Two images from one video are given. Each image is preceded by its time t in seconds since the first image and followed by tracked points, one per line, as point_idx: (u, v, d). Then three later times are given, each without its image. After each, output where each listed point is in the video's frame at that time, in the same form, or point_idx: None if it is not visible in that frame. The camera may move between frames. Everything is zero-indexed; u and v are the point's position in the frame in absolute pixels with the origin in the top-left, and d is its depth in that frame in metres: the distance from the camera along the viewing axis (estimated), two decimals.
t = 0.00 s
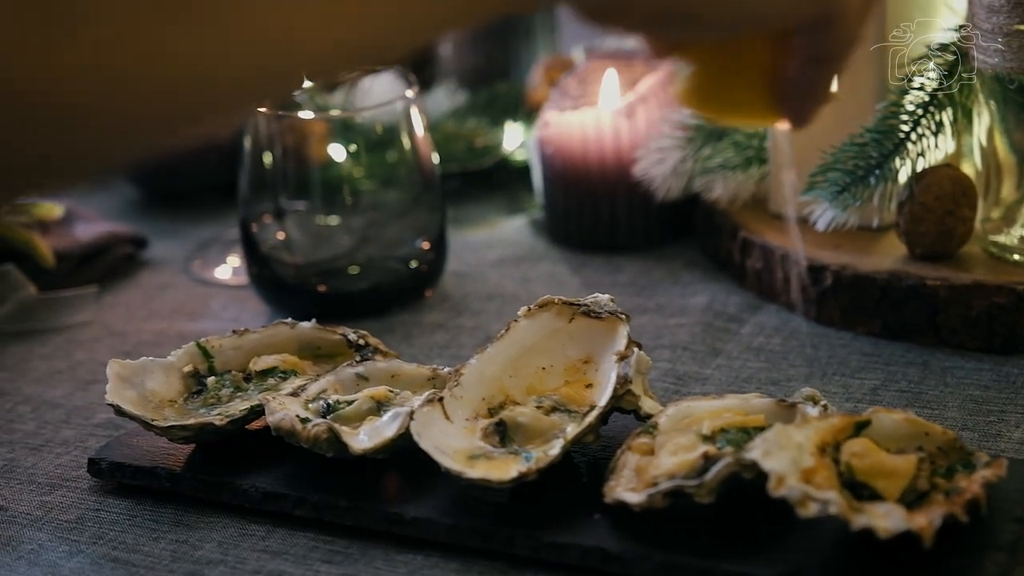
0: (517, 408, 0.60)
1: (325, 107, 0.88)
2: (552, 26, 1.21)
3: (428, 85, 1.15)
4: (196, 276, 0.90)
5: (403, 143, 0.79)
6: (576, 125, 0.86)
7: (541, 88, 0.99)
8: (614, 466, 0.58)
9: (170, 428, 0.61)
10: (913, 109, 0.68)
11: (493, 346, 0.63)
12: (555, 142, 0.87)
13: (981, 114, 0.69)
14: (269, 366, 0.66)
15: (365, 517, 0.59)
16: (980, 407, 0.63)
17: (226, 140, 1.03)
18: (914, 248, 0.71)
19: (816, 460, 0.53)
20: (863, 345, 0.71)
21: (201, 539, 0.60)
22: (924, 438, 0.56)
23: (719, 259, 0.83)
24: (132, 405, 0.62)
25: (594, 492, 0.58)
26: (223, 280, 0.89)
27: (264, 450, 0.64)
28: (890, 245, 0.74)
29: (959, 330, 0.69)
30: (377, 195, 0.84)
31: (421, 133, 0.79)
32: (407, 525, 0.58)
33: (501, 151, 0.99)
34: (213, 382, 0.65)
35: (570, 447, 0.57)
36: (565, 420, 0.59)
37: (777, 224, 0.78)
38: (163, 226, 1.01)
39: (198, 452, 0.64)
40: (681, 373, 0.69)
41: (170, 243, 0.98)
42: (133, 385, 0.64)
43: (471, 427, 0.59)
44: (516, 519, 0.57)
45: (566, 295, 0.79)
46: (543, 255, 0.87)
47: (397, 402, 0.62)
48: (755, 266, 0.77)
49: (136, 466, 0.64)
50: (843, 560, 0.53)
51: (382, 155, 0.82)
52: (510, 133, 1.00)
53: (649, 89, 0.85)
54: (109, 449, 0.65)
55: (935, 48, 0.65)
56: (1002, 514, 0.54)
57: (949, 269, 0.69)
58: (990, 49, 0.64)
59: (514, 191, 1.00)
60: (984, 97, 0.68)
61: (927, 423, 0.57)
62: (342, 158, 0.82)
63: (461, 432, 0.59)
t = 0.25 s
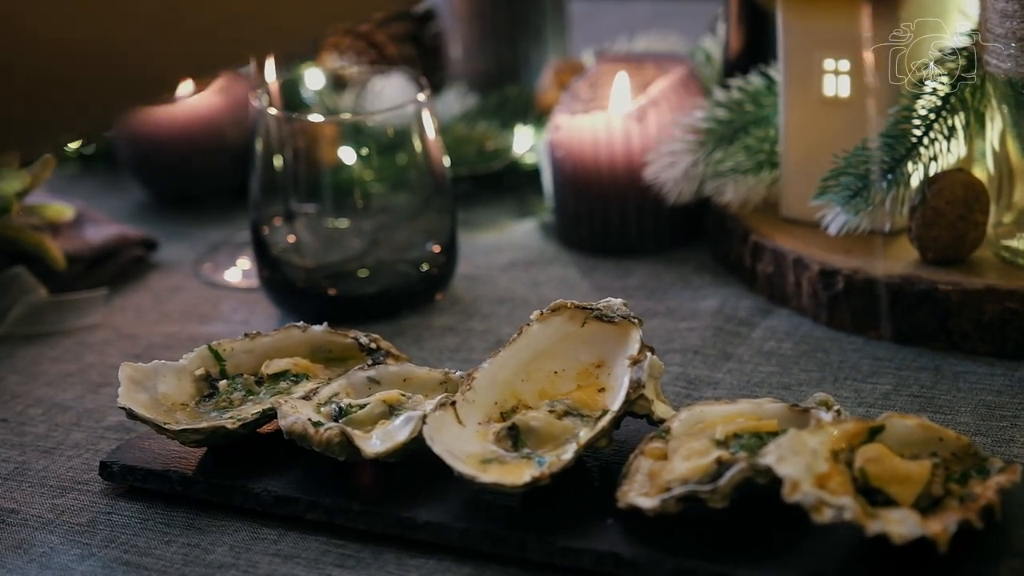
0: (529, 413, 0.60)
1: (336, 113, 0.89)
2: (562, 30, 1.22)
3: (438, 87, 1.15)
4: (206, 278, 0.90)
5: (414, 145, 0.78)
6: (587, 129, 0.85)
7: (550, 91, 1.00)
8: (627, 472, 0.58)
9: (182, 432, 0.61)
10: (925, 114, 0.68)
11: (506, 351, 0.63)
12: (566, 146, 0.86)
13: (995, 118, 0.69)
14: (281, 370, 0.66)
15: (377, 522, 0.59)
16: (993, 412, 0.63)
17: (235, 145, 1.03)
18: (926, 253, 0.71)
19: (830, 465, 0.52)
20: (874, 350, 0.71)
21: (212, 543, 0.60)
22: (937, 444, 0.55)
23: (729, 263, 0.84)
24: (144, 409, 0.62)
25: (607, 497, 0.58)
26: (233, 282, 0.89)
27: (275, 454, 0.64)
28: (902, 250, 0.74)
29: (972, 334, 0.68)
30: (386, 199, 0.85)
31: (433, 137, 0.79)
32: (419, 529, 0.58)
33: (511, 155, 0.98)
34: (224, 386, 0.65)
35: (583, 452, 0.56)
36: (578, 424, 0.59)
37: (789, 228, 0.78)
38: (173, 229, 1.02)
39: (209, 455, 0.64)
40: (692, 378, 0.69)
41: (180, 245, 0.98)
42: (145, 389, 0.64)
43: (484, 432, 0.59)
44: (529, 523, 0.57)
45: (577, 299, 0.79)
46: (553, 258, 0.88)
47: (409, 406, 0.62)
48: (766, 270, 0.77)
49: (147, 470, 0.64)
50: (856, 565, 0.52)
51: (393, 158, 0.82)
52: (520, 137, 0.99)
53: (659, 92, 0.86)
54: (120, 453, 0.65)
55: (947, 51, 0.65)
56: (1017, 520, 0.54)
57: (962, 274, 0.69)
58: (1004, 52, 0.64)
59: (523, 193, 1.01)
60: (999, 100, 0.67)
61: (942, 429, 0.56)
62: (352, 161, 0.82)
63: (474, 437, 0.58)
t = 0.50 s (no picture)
0: (537, 416, 0.60)
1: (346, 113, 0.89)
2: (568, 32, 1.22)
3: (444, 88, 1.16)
4: (213, 280, 0.91)
5: (422, 147, 0.78)
6: (594, 132, 0.85)
7: (556, 93, 1.00)
8: (635, 475, 0.58)
9: (189, 434, 0.61)
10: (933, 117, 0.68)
11: (513, 353, 0.63)
12: (573, 148, 0.86)
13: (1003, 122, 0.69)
14: (289, 372, 0.66)
15: (385, 524, 0.59)
16: (1002, 415, 0.63)
17: (240, 148, 1.04)
18: (934, 256, 0.71)
19: (839, 469, 0.52)
20: (882, 353, 0.71)
21: (220, 545, 0.60)
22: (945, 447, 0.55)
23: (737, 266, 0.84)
24: (151, 411, 0.62)
25: (614, 500, 0.58)
26: (239, 284, 0.89)
27: (283, 456, 0.64)
28: (909, 253, 0.74)
29: (979, 338, 0.68)
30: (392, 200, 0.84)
31: (441, 139, 0.79)
32: (427, 532, 0.58)
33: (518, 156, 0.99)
34: (232, 388, 0.65)
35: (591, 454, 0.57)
36: (585, 427, 0.59)
37: (796, 231, 0.78)
38: (180, 230, 1.02)
39: (216, 458, 0.64)
40: (699, 381, 0.69)
41: (187, 247, 0.98)
42: (152, 391, 0.64)
43: (491, 435, 0.59)
44: (537, 526, 0.57)
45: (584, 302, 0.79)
46: (560, 261, 0.88)
47: (416, 409, 0.62)
48: (774, 272, 0.77)
49: (155, 472, 0.64)
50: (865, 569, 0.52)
51: (399, 161, 0.80)
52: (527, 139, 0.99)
53: (667, 95, 0.85)
54: (128, 455, 0.65)
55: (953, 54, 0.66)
56: None
57: (969, 277, 0.69)
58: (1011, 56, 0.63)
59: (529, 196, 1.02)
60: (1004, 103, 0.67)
61: (950, 432, 0.56)
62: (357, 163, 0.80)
63: (481, 440, 0.58)
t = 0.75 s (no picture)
0: (541, 416, 0.60)
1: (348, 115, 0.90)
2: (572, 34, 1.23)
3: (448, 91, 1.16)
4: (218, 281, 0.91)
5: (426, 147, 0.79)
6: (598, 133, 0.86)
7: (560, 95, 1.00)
8: (638, 475, 0.58)
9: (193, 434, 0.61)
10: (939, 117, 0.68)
11: (517, 354, 0.63)
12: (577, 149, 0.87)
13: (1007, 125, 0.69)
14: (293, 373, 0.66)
15: (389, 524, 0.59)
16: (1005, 416, 0.63)
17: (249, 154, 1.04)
18: (937, 257, 0.71)
19: (842, 470, 0.52)
20: (885, 354, 0.71)
21: (223, 545, 0.60)
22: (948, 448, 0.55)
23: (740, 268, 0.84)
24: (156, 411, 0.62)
25: (617, 501, 0.58)
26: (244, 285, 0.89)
27: (287, 457, 0.64)
28: (913, 253, 0.74)
29: (983, 339, 0.68)
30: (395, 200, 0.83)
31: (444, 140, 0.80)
32: (430, 532, 0.58)
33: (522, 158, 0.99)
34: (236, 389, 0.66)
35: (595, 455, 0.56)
36: (590, 428, 0.59)
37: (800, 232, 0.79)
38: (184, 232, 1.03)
39: (220, 458, 0.64)
40: (703, 381, 0.69)
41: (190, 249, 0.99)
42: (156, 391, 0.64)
43: (496, 435, 0.59)
44: (540, 526, 0.57)
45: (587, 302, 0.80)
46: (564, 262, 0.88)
47: (420, 409, 0.62)
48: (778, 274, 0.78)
49: (159, 472, 0.64)
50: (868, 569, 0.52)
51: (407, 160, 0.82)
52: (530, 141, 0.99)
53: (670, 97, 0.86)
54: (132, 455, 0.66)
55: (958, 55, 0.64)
56: None
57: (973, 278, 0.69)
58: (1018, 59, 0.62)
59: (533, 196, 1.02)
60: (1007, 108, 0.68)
61: (952, 432, 0.56)
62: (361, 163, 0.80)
63: (485, 440, 0.58)
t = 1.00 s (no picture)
0: (541, 415, 0.60)
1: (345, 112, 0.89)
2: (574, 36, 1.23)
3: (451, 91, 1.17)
4: (219, 281, 0.91)
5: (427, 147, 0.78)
6: (599, 132, 0.86)
7: (562, 94, 1.00)
8: (638, 474, 0.58)
9: (194, 432, 0.61)
10: (937, 117, 0.68)
11: (517, 353, 0.63)
12: (578, 148, 0.87)
13: (1007, 124, 0.69)
14: (294, 371, 0.66)
15: (389, 522, 0.59)
16: (1005, 416, 0.63)
17: (251, 150, 1.02)
18: (937, 257, 0.71)
19: (841, 468, 0.52)
20: (885, 354, 0.71)
21: (223, 543, 0.60)
22: (948, 446, 0.55)
23: (741, 268, 0.84)
24: (156, 409, 0.62)
25: (617, 499, 0.59)
26: (246, 285, 0.89)
27: (288, 456, 0.64)
28: (913, 253, 0.74)
29: (983, 338, 0.68)
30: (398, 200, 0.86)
31: (445, 139, 0.79)
32: (430, 530, 0.58)
33: (524, 157, 1.00)
34: (236, 387, 0.66)
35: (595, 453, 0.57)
36: (589, 426, 0.59)
37: (800, 232, 0.79)
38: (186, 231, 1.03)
39: (220, 456, 0.65)
40: (703, 380, 0.69)
41: (192, 249, 0.99)
42: (156, 389, 0.64)
43: (496, 434, 0.59)
44: (540, 524, 0.57)
45: (588, 302, 0.80)
46: (565, 262, 0.88)
47: (420, 408, 0.62)
48: (778, 274, 0.78)
49: (159, 470, 0.64)
50: (867, 567, 0.52)
51: (404, 160, 0.83)
52: (531, 140, 1.00)
53: (671, 96, 0.86)
54: (131, 453, 0.66)
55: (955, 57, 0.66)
56: None
57: (973, 278, 0.69)
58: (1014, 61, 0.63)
59: (534, 195, 1.02)
60: (1007, 107, 0.67)
61: (951, 431, 0.56)
62: (363, 164, 0.83)
63: (485, 438, 0.58)
